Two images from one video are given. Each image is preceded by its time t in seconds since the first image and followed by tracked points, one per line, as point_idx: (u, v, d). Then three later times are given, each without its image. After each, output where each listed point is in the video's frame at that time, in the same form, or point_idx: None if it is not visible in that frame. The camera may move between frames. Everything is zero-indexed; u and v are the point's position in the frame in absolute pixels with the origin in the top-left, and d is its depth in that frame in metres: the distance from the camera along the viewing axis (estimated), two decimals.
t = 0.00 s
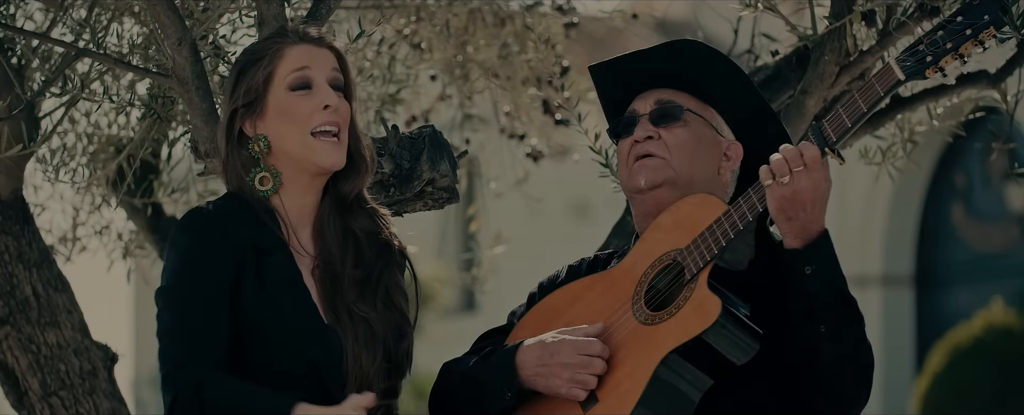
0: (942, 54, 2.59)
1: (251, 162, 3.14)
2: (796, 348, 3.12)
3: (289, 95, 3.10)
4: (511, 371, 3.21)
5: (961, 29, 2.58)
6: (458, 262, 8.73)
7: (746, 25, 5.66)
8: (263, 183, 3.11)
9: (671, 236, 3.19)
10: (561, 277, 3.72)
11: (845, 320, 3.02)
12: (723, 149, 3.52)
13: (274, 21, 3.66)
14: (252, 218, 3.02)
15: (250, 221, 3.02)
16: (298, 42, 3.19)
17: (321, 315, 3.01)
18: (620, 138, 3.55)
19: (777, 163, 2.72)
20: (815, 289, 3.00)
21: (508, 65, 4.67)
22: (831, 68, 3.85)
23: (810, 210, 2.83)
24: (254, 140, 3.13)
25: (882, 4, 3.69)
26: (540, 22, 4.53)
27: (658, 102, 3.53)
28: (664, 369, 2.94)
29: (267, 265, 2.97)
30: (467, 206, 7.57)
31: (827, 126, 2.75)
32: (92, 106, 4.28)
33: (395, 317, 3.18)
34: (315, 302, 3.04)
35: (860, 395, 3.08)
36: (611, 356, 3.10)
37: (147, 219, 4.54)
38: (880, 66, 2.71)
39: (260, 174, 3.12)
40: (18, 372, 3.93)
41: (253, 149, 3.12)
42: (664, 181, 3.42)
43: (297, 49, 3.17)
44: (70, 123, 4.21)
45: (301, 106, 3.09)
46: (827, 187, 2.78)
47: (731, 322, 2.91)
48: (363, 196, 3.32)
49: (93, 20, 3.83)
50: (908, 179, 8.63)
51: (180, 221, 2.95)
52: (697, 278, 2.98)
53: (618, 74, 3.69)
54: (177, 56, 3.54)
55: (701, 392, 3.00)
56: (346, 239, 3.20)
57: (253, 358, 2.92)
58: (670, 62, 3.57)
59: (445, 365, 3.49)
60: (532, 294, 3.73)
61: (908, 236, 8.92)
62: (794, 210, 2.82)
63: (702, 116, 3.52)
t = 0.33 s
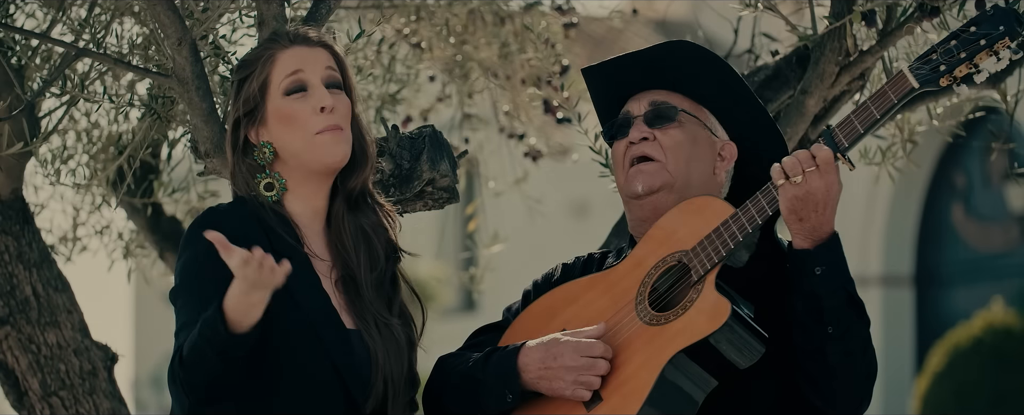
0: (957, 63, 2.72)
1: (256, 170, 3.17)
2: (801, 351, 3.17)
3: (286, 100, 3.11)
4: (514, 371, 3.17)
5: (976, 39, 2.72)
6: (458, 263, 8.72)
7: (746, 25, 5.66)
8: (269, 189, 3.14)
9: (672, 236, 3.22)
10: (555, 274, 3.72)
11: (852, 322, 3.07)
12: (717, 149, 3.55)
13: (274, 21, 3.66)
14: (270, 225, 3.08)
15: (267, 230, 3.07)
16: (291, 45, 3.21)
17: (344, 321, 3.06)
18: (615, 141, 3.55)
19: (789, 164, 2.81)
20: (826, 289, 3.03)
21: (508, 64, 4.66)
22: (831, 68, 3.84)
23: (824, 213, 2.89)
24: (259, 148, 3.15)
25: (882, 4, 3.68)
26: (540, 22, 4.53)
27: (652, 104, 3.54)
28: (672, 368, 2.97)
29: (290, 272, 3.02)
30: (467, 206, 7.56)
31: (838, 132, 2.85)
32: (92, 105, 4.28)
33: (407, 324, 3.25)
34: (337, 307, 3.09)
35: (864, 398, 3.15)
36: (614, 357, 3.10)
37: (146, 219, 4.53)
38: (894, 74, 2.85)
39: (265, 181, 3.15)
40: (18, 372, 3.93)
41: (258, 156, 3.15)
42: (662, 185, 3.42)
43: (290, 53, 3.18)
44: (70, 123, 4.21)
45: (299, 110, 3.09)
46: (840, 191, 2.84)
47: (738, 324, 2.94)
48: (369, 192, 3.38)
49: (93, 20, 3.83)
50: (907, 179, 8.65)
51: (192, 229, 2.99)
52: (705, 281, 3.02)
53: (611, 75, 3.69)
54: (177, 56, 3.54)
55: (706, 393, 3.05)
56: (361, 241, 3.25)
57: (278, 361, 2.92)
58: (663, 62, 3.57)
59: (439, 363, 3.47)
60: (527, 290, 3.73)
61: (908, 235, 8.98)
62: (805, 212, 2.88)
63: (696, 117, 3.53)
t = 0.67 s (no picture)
0: (971, 81, 2.75)
1: (282, 178, 3.21)
2: (803, 360, 3.17)
3: (322, 111, 3.18)
4: (519, 370, 3.17)
5: (991, 56, 2.74)
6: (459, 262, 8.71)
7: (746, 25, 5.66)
8: (292, 199, 3.20)
9: (676, 239, 3.20)
10: (551, 270, 3.73)
11: (855, 334, 3.07)
12: (711, 146, 3.56)
13: (274, 21, 3.66)
14: (288, 241, 3.12)
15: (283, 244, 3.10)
16: (326, 58, 3.28)
17: (358, 342, 3.14)
18: (609, 140, 3.55)
19: (798, 174, 2.83)
20: (832, 299, 3.04)
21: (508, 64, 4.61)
22: (831, 68, 3.84)
23: (830, 223, 2.90)
24: (285, 157, 3.18)
25: (882, 4, 3.67)
26: (540, 22, 4.53)
27: (646, 103, 3.56)
28: (674, 374, 3.01)
29: (305, 291, 3.05)
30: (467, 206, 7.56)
31: (850, 144, 2.87)
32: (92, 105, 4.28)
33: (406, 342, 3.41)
34: (350, 327, 3.18)
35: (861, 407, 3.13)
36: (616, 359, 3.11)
37: (146, 219, 4.52)
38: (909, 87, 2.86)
39: (289, 191, 3.20)
40: (18, 372, 3.93)
41: (285, 164, 3.18)
42: (657, 183, 3.41)
43: (328, 66, 3.26)
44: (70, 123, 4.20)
45: (335, 122, 3.16)
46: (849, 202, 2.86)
47: (744, 333, 2.99)
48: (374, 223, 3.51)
49: (93, 20, 3.82)
50: (908, 180, 8.62)
51: (203, 244, 2.99)
52: (711, 287, 3.04)
53: (605, 74, 3.68)
54: (177, 56, 3.54)
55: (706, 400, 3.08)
56: (365, 262, 3.39)
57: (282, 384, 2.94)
58: (656, 63, 3.57)
59: (437, 356, 3.45)
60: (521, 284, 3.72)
61: (908, 234, 8.99)
62: (813, 221, 2.90)
63: (689, 115, 3.55)
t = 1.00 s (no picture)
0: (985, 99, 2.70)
1: (264, 172, 3.22)
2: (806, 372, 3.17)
3: (297, 108, 3.17)
4: (525, 375, 3.19)
5: (1005, 74, 2.70)
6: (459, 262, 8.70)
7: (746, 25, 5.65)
8: (271, 193, 3.20)
9: (682, 246, 3.21)
10: (552, 266, 3.72)
11: (859, 347, 3.07)
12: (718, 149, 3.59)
13: (274, 21, 3.66)
14: (276, 232, 3.15)
15: (270, 236, 3.13)
16: (310, 52, 3.27)
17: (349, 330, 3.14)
18: (616, 137, 3.53)
19: (812, 188, 2.81)
20: (837, 312, 3.04)
21: (509, 64, 4.67)
22: (831, 68, 3.84)
23: (840, 238, 2.90)
24: (267, 150, 3.20)
25: (882, 4, 3.67)
26: (540, 22, 4.53)
27: (658, 102, 3.54)
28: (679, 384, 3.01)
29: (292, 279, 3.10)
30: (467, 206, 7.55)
31: (862, 159, 2.84)
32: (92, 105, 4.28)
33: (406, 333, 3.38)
34: (340, 315, 3.17)
35: None
36: (623, 366, 3.11)
37: (146, 219, 4.53)
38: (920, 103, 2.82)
39: (270, 184, 3.21)
40: (18, 372, 3.93)
41: (266, 158, 3.20)
42: (666, 185, 3.42)
43: (308, 61, 3.24)
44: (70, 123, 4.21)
45: (308, 119, 3.15)
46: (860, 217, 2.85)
47: (752, 342, 2.99)
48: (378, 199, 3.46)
49: (93, 20, 3.82)
50: (908, 179, 8.56)
51: (193, 235, 3.03)
52: (719, 297, 3.03)
53: (616, 71, 3.67)
54: (177, 56, 3.54)
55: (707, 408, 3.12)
56: (362, 252, 3.34)
57: (286, 390, 2.95)
58: (671, 62, 3.56)
59: (435, 355, 3.44)
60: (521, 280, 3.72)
61: (908, 234, 8.91)
62: (824, 235, 2.89)
63: (699, 116, 3.55)
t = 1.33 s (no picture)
0: (1004, 126, 2.66)
1: (248, 165, 3.28)
2: (814, 392, 3.18)
3: (277, 103, 3.19)
4: (531, 382, 3.20)
5: None
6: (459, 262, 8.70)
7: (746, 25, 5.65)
8: (257, 187, 3.25)
9: (692, 258, 3.20)
10: (561, 263, 3.73)
11: (865, 367, 3.06)
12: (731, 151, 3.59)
13: (274, 21, 3.66)
14: (262, 222, 3.19)
15: (253, 226, 3.18)
16: (291, 45, 3.28)
17: (336, 317, 3.18)
18: (629, 138, 3.52)
19: (826, 210, 2.78)
20: (844, 332, 3.04)
21: (508, 65, 4.65)
22: (831, 68, 3.85)
23: (851, 260, 2.88)
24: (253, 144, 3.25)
25: (882, 4, 3.67)
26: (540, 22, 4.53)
27: (673, 104, 3.52)
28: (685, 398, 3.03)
29: (276, 267, 3.13)
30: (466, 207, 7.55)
31: (878, 179, 2.82)
32: (92, 105, 4.28)
33: (404, 319, 3.36)
34: (327, 304, 3.19)
35: None
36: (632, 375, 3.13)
37: (146, 219, 4.53)
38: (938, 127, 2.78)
39: (256, 178, 3.26)
40: (18, 372, 3.94)
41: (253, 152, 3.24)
42: (677, 188, 3.42)
43: (286, 56, 3.25)
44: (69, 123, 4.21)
45: (287, 113, 3.17)
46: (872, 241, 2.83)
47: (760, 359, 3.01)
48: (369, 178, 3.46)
49: (93, 20, 3.82)
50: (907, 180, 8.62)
51: (178, 231, 3.08)
52: (729, 311, 3.06)
53: (630, 72, 3.63)
54: (177, 55, 3.55)
55: None
56: (350, 241, 3.33)
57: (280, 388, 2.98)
58: (689, 64, 3.52)
59: (439, 354, 3.48)
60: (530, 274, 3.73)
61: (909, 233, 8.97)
62: (835, 257, 2.88)
63: (713, 119, 3.53)
